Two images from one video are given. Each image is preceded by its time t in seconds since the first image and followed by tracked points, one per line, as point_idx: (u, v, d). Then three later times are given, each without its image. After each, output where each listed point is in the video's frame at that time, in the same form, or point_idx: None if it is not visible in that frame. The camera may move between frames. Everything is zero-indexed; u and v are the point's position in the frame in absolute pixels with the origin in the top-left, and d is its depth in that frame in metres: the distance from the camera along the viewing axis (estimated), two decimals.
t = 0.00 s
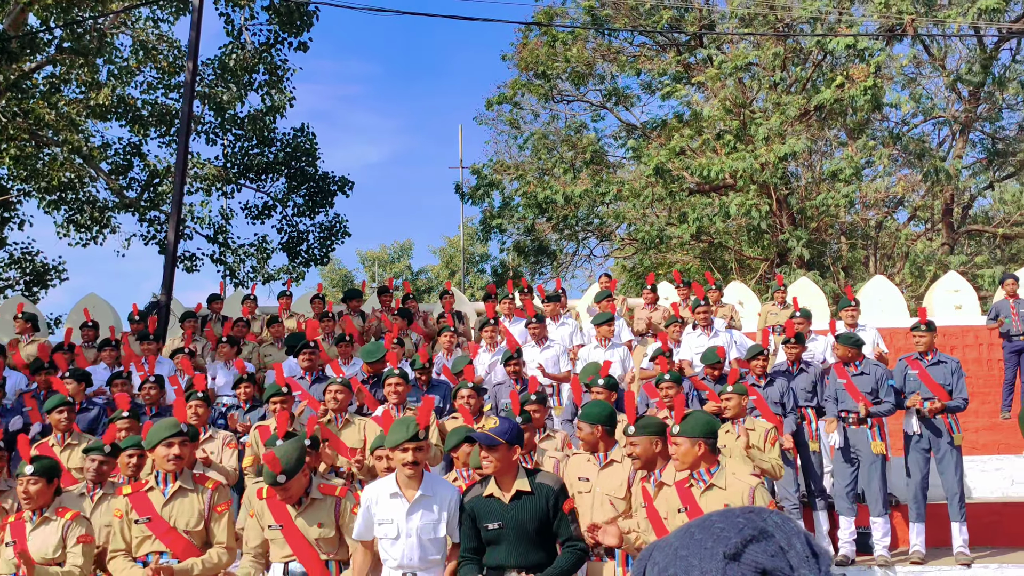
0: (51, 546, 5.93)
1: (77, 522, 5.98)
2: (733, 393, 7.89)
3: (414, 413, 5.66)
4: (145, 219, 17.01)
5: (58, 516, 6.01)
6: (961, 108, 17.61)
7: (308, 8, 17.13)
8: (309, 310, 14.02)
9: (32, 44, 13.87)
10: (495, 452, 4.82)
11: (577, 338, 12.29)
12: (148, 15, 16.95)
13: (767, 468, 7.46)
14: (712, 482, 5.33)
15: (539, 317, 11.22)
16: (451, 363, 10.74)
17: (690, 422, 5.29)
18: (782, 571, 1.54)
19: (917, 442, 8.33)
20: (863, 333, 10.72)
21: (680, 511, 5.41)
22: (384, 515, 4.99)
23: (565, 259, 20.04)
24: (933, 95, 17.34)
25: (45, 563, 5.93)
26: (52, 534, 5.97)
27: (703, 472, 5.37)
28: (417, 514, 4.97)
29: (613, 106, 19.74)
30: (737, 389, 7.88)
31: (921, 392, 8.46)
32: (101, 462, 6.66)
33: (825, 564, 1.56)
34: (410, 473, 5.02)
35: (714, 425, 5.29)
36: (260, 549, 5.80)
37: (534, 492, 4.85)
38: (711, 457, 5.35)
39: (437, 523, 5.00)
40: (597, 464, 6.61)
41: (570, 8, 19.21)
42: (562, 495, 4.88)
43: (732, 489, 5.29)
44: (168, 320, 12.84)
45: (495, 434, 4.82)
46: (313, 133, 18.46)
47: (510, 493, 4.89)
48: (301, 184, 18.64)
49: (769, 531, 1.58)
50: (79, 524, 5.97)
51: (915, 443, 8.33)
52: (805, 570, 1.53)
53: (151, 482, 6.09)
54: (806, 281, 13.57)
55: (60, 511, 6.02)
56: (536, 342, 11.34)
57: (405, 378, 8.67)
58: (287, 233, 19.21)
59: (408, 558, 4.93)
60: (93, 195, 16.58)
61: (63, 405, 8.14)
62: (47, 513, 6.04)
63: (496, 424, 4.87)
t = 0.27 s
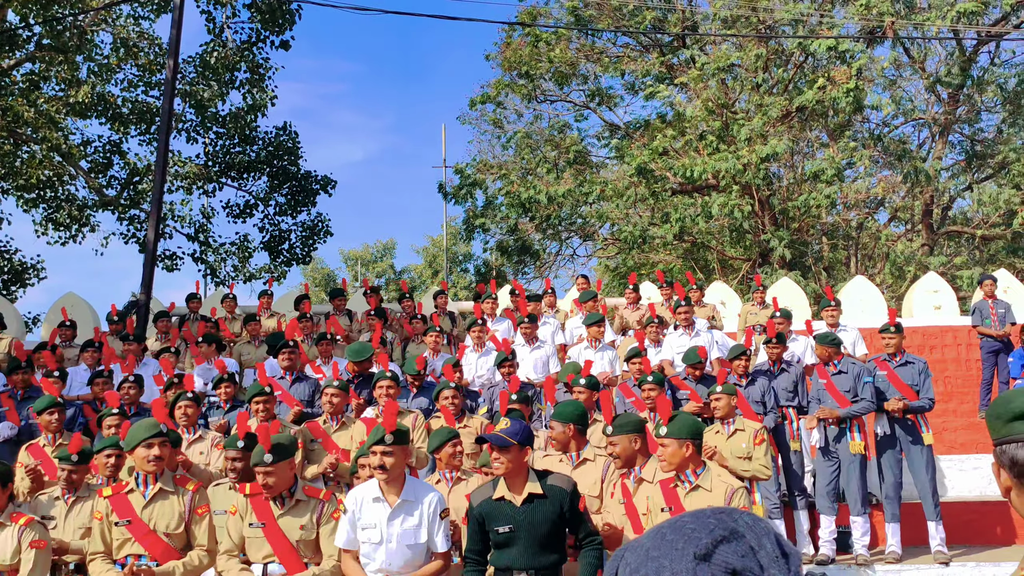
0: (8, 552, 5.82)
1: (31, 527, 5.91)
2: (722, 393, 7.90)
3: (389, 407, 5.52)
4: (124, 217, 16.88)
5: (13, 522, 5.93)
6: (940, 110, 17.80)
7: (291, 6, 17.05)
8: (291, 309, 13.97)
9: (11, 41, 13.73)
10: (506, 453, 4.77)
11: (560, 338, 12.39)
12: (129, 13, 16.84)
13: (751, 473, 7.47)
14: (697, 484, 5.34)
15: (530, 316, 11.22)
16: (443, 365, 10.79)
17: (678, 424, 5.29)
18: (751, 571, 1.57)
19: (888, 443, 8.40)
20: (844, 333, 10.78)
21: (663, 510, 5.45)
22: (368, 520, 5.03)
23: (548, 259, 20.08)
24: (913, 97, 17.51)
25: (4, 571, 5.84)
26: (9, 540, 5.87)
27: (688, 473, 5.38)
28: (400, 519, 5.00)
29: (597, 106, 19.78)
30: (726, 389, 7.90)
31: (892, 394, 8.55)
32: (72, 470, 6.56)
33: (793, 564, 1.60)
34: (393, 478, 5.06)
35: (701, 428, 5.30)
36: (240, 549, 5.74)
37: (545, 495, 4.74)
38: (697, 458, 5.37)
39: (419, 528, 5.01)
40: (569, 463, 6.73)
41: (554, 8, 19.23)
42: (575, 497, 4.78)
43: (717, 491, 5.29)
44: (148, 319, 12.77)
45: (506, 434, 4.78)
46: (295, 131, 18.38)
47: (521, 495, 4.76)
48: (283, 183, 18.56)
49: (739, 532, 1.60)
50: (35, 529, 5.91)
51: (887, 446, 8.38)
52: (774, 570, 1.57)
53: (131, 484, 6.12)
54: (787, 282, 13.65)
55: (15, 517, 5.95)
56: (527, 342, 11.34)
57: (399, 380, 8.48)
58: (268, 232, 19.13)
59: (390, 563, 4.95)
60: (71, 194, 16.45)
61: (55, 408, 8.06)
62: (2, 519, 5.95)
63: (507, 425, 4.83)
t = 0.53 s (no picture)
0: None
1: (22, 522, 6.13)
2: (727, 391, 7.91)
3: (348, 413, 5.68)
4: (115, 216, 16.81)
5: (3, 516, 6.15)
6: (932, 110, 17.86)
7: (282, 4, 17.00)
8: (282, 309, 13.95)
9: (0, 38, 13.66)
10: (517, 456, 4.74)
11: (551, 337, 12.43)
12: (120, 10, 16.77)
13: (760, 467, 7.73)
14: (676, 481, 5.37)
15: (527, 316, 11.27)
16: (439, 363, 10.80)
17: (661, 421, 5.33)
18: (735, 570, 1.56)
19: (872, 441, 8.47)
20: (835, 333, 10.82)
21: (642, 508, 5.48)
22: (338, 518, 5.03)
23: (541, 258, 20.09)
24: (905, 98, 17.56)
25: None
26: None
27: (668, 471, 5.40)
28: (369, 516, 4.99)
29: (589, 105, 19.78)
30: (732, 387, 7.92)
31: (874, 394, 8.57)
32: (51, 467, 6.54)
33: (777, 563, 1.59)
34: (360, 476, 5.07)
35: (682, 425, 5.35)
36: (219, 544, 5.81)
37: (550, 500, 4.74)
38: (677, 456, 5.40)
39: (390, 525, 4.98)
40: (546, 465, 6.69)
41: (547, 8, 19.22)
42: (578, 504, 4.78)
43: (696, 489, 5.32)
44: (138, 318, 12.74)
45: (518, 437, 4.77)
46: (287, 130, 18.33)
47: (525, 498, 4.76)
48: (275, 181, 18.51)
49: (723, 531, 1.59)
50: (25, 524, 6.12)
51: (872, 445, 8.43)
52: (757, 569, 1.56)
53: (107, 482, 6.10)
54: (777, 282, 13.67)
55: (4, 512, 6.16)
56: (522, 340, 11.38)
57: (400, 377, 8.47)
58: (260, 231, 19.08)
59: (362, 561, 4.95)
60: (61, 192, 16.38)
61: (47, 407, 8.00)
62: None
63: (519, 427, 4.83)
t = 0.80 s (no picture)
0: (12, 545, 6.06)
1: (34, 522, 6.10)
2: (734, 390, 7.95)
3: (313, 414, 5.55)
4: (119, 214, 16.85)
5: (15, 516, 6.11)
6: (936, 109, 17.85)
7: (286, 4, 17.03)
8: (284, 307, 13.99)
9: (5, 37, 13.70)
10: (516, 446, 4.80)
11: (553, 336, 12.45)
12: (124, 10, 16.80)
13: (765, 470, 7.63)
14: (663, 484, 5.41)
15: (530, 315, 11.30)
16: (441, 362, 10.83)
17: (649, 423, 5.21)
18: (740, 569, 1.57)
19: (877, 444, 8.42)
20: (838, 333, 10.83)
21: (630, 511, 5.50)
22: (308, 517, 5.08)
23: (543, 257, 20.12)
24: (908, 96, 17.55)
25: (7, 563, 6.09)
26: (10, 534, 6.09)
27: (654, 474, 5.44)
28: (337, 514, 5.03)
29: (592, 104, 19.78)
30: (739, 385, 7.96)
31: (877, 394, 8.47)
32: (39, 460, 6.50)
33: (781, 562, 1.61)
34: (327, 477, 5.09)
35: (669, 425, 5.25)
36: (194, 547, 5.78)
37: (544, 494, 4.75)
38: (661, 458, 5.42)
39: (359, 523, 5.02)
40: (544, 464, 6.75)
41: (549, 6, 19.23)
42: (573, 499, 4.78)
43: (683, 489, 5.38)
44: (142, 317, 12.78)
45: (519, 428, 4.86)
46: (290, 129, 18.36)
47: (520, 492, 4.78)
48: (278, 180, 18.54)
49: (727, 529, 1.60)
50: (37, 522, 6.10)
51: (877, 446, 8.40)
52: (762, 568, 1.57)
53: (88, 482, 6.11)
54: (780, 281, 13.65)
55: (16, 510, 6.12)
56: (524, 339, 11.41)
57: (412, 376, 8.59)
58: (263, 229, 19.11)
59: (334, 559, 5.01)
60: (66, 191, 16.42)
61: (42, 404, 8.05)
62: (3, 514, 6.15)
63: (517, 419, 4.89)
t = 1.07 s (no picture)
0: (51, 541, 6.06)
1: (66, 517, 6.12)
2: (739, 389, 7.95)
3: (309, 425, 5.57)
4: (136, 213, 16.94)
5: (55, 512, 6.14)
6: (952, 105, 17.74)
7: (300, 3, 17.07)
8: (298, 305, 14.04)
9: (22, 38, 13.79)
10: (497, 447, 4.81)
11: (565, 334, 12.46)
12: (140, 10, 16.90)
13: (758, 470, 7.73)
14: (675, 480, 5.44)
15: (539, 312, 11.28)
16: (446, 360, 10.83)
17: (661, 422, 5.35)
18: (762, 565, 1.56)
19: (901, 442, 8.31)
20: (853, 330, 10.79)
21: (642, 508, 5.50)
22: (313, 519, 5.09)
23: (555, 255, 20.13)
24: (924, 93, 17.43)
25: (44, 558, 6.08)
26: (49, 531, 6.11)
27: (667, 470, 5.47)
28: (340, 516, 5.01)
29: (605, 102, 19.75)
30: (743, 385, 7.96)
31: (902, 391, 8.43)
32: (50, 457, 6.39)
33: (805, 558, 1.59)
34: (329, 485, 5.01)
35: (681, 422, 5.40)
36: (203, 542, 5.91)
37: (523, 497, 4.72)
38: (674, 455, 5.47)
39: (364, 523, 5.03)
40: (567, 462, 6.66)
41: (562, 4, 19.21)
42: (552, 500, 4.74)
43: (696, 485, 5.40)
44: (158, 314, 12.87)
45: (500, 430, 4.90)
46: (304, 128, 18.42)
47: (500, 494, 4.76)
48: (292, 179, 18.61)
49: (750, 525, 1.60)
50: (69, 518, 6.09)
51: (900, 443, 8.30)
52: (785, 564, 1.56)
53: (99, 478, 6.08)
54: (795, 279, 13.60)
55: (56, 507, 6.15)
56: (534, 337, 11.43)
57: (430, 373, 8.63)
58: (277, 228, 19.19)
59: (340, 560, 5.01)
60: (83, 189, 16.55)
61: (46, 402, 8.17)
62: (43, 509, 6.21)
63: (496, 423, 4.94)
